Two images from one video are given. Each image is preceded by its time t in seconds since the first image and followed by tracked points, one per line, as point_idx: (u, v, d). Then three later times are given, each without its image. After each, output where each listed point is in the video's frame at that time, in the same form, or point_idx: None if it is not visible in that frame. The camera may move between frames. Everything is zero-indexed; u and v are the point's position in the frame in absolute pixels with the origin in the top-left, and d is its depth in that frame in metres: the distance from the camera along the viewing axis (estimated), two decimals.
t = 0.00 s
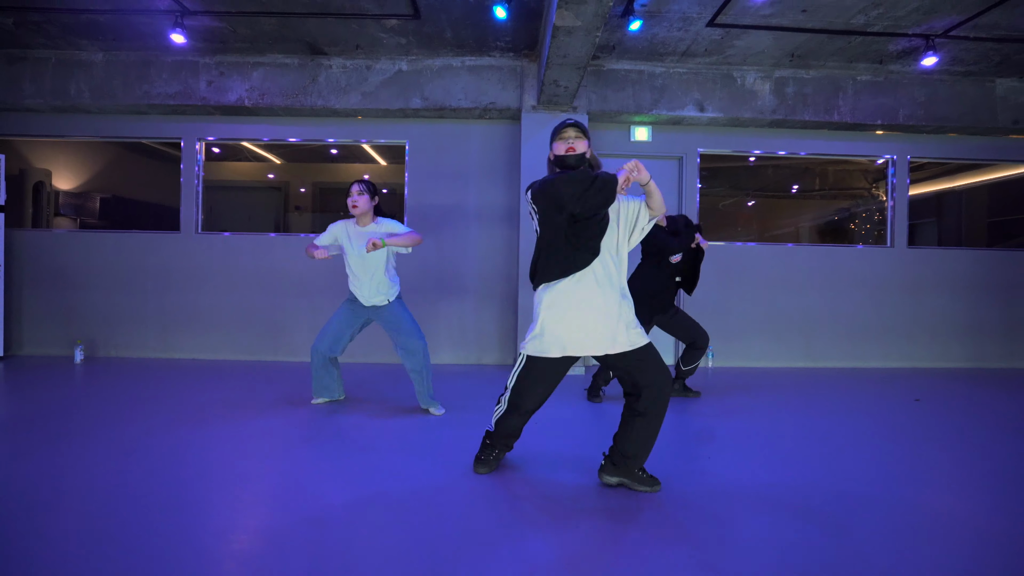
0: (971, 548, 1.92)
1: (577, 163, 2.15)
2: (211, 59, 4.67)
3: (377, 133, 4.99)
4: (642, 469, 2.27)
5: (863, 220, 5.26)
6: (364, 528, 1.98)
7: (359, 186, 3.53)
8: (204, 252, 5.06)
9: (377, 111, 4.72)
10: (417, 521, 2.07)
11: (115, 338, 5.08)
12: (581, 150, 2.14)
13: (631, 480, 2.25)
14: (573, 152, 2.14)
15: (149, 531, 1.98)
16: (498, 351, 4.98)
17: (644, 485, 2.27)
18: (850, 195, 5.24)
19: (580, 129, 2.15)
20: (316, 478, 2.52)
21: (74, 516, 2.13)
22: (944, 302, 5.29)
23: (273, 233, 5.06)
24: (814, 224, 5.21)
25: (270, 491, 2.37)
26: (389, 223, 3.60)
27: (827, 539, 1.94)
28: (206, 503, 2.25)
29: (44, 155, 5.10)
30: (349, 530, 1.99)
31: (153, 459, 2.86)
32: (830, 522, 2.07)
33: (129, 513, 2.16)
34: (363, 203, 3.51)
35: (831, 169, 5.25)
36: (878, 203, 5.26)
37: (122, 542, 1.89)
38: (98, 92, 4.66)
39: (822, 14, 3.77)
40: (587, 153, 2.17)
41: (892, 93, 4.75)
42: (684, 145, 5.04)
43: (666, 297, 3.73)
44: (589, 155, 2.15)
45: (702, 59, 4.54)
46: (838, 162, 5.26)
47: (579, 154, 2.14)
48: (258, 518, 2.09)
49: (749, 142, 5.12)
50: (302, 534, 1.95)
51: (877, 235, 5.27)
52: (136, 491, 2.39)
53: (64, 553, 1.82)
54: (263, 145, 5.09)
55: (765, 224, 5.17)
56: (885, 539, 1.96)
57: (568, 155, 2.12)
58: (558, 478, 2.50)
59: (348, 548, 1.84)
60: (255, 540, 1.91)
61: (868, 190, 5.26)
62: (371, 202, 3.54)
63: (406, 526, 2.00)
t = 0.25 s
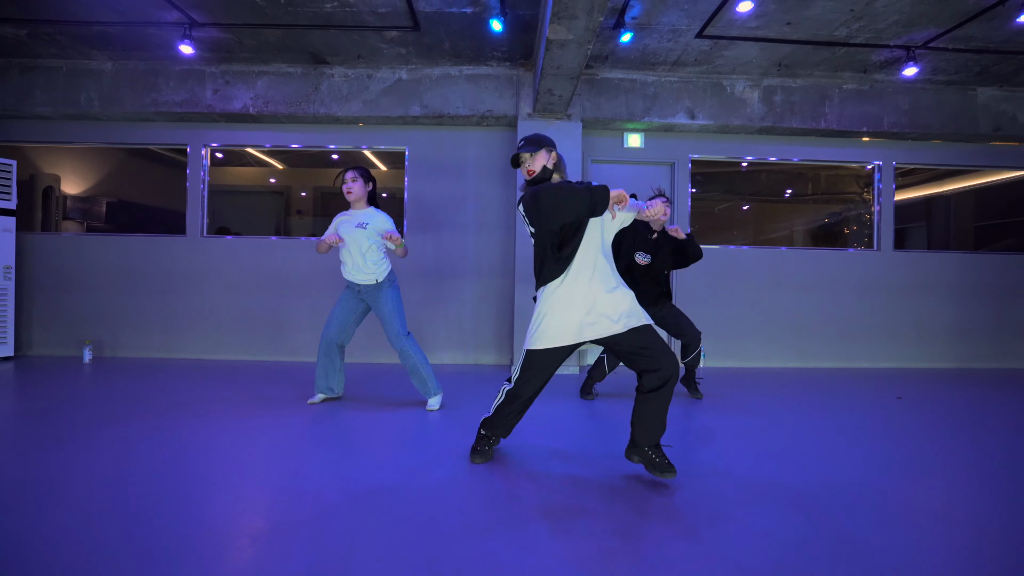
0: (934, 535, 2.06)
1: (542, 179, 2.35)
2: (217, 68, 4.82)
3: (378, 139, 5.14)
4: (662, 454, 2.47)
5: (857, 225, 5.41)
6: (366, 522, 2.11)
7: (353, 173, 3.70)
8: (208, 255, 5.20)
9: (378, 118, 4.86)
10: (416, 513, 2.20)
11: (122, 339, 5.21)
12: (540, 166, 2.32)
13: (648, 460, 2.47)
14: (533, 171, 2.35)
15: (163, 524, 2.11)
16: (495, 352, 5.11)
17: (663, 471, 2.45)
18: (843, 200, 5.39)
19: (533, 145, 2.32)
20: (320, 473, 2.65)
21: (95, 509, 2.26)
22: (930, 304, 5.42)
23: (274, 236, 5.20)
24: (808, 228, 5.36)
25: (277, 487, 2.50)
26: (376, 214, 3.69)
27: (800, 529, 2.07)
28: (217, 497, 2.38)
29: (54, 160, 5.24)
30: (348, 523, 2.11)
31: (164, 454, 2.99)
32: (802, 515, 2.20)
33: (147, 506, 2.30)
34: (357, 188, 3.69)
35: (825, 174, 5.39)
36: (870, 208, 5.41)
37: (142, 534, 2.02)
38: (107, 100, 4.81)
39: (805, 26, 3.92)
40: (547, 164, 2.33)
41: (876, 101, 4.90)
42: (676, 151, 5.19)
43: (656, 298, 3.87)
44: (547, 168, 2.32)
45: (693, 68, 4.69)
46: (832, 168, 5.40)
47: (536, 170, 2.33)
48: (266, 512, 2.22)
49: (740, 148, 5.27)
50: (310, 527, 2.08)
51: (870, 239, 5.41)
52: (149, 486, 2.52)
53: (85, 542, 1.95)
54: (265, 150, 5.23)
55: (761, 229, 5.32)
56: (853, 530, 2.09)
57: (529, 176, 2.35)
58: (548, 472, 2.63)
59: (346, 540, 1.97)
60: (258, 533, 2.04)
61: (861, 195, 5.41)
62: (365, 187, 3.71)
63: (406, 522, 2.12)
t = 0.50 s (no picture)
0: (907, 527, 2.20)
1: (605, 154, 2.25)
2: (226, 74, 4.96)
3: (382, 144, 5.28)
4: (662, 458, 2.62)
5: (851, 227, 5.55)
6: (374, 514, 2.25)
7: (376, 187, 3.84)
8: (215, 257, 5.34)
9: (382, 123, 5.01)
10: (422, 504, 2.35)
11: (131, 337, 5.35)
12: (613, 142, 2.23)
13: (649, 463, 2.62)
14: (603, 143, 2.23)
15: (184, 514, 2.25)
16: (495, 350, 5.25)
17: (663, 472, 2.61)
18: (837, 203, 5.55)
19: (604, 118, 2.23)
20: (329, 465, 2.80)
21: (119, 500, 2.40)
22: (919, 305, 5.57)
23: (275, 238, 5.34)
24: (804, 230, 5.51)
25: (290, 479, 2.65)
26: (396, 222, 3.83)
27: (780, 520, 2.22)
28: (234, 489, 2.52)
29: (67, 163, 5.39)
30: (355, 514, 2.25)
31: (180, 448, 3.13)
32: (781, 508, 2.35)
33: (170, 498, 2.44)
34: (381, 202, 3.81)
35: (819, 178, 5.55)
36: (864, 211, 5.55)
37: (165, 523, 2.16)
38: (119, 105, 4.95)
39: (795, 37, 4.07)
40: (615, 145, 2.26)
41: (866, 107, 5.05)
42: (671, 155, 5.33)
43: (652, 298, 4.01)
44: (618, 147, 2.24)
45: (688, 75, 4.84)
46: (827, 172, 5.56)
47: (610, 144, 2.22)
48: (280, 502, 2.37)
49: (734, 153, 5.41)
50: (324, 518, 2.22)
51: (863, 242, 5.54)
52: (168, 479, 2.66)
53: (111, 531, 2.09)
54: (270, 154, 5.38)
55: (758, 233, 5.47)
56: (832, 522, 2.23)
57: (598, 145, 2.22)
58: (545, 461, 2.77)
59: (353, 529, 2.11)
60: (273, 523, 2.18)
61: (855, 199, 5.57)
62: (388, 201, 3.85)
63: (411, 512, 2.26)
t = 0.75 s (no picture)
0: (892, 519, 2.30)
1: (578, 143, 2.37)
2: (231, 76, 5.05)
3: (384, 144, 5.37)
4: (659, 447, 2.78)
5: (847, 227, 5.64)
6: (382, 506, 2.35)
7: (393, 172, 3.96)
8: (220, 256, 5.43)
9: (385, 124, 5.10)
10: (427, 497, 2.45)
11: (137, 335, 5.44)
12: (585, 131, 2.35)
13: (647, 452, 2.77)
14: (575, 132, 2.34)
15: (198, 507, 2.34)
16: (495, 347, 5.34)
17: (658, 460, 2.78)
18: (833, 203, 5.64)
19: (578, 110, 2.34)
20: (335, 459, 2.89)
21: (134, 492, 2.49)
22: (911, 303, 5.66)
23: (278, 237, 5.43)
24: (800, 230, 5.60)
25: (299, 474, 2.74)
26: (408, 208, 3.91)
27: (770, 514, 2.32)
28: (245, 484, 2.61)
29: (73, 163, 5.47)
30: (363, 508, 2.34)
31: (190, 443, 3.23)
32: (772, 502, 2.45)
33: (183, 491, 2.53)
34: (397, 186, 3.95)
35: (816, 178, 5.63)
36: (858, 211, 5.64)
37: (180, 515, 2.26)
38: (126, 107, 5.04)
39: (789, 41, 4.16)
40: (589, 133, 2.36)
41: (860, 109, 5.14)
42: (669, 156, 5.42)
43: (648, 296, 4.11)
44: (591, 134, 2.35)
45: (685, 78, 4.93)
46: (822, 172, 5.64)
47: (582, 132, 2.33)
48: (291, 496, 2.47)
49: (730, 154, 5.51)
50: (332, 511, 2.31)
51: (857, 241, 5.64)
52: (180, 474, 2.75)
53: (130, 522, 2.18)
54: (273, 154, 5.47)
55: (756, 232, 5.56)
56: (820, 515, 2.33)
57: (570, 135, 2.34)
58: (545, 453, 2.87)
59: (362, 520, 2.21)
60: (284, 514, 2.27)
61: (850, 199, 5.66)
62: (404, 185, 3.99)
63: (417, 505, 2.36)
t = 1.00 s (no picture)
0: (893, 517, 2.27)
1: (562, 143, 2.37)
2: (228, 70, 5.01)
3: (383, 139, 5.33)
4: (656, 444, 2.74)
5: (849, 223, 5.62)
6: (378, 504, 2.32)
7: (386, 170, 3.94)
8: (218, 251, 5.40)
9: (383, 119, 5.06)
10: (424, 494, 2.42)
11: (135, 331, 5.42)
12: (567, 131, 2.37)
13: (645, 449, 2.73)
14: (558, 133, 2.36)
15: (193, 504, 2.32)
16: (494, 343, 5.32)
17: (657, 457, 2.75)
18: (835, 198, 5.60)
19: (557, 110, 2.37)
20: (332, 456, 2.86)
21: (129, 489, 2.47)
22: (913, 299, 5.63)
23: (278, 232, 5.40)
24: (801, 225, 5.56)
25: (294, 471, 2.72)
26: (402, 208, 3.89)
27: (769, 513, 2.29)
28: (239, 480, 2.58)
29: (70, 159, 5.44)
30: (358, 505, 2.32)
31: (186, 440, 3.21)
32: (773, 500, 2.42)
33: (178, 488, 2.51)
34: (389, 185, 3.94)
35: (817, 173, 5.59)
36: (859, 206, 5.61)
37: (175, 512, 2.24)
38: (122, 101, 5.00)
39: (791, 34, 4.12)
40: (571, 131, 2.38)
41: (862, 103, 5.10)
42: (669, 151, 5.38)
43: (648, 292, 4.08)
44: (574, 133, 2.36)
45: (685, 71, 4.89)
46: (824, 167, 5.60)
47: (564, 131, 2.35)
48: (286, 492, 2.44)
49: (731, 148, 5.47)
50: (328, 508, 2.28)
51: (857, 237, 5.61)
52: (175, 470, 2.73)
53: (123, 518, 2.16)
54: (271, 149, 5.43)
55: (756, 228, 5.53)
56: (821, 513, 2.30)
57: (554, 135, 2.34)
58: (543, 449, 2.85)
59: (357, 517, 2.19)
60: (279, 511, 2.24)
61: (851, 193, 5.62)
62: (396, 184, 3.98)
63: (413, 503, 2.33)
